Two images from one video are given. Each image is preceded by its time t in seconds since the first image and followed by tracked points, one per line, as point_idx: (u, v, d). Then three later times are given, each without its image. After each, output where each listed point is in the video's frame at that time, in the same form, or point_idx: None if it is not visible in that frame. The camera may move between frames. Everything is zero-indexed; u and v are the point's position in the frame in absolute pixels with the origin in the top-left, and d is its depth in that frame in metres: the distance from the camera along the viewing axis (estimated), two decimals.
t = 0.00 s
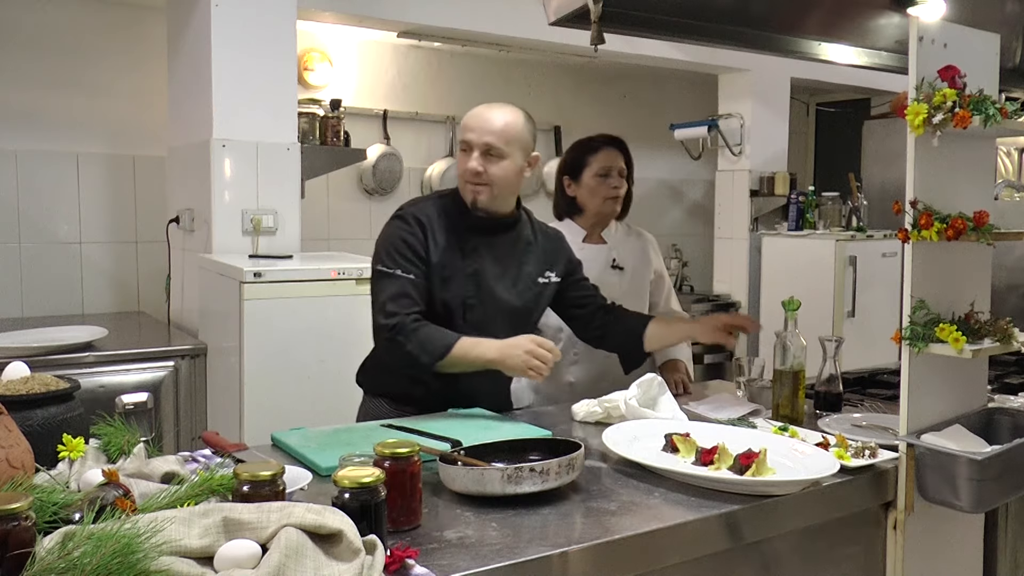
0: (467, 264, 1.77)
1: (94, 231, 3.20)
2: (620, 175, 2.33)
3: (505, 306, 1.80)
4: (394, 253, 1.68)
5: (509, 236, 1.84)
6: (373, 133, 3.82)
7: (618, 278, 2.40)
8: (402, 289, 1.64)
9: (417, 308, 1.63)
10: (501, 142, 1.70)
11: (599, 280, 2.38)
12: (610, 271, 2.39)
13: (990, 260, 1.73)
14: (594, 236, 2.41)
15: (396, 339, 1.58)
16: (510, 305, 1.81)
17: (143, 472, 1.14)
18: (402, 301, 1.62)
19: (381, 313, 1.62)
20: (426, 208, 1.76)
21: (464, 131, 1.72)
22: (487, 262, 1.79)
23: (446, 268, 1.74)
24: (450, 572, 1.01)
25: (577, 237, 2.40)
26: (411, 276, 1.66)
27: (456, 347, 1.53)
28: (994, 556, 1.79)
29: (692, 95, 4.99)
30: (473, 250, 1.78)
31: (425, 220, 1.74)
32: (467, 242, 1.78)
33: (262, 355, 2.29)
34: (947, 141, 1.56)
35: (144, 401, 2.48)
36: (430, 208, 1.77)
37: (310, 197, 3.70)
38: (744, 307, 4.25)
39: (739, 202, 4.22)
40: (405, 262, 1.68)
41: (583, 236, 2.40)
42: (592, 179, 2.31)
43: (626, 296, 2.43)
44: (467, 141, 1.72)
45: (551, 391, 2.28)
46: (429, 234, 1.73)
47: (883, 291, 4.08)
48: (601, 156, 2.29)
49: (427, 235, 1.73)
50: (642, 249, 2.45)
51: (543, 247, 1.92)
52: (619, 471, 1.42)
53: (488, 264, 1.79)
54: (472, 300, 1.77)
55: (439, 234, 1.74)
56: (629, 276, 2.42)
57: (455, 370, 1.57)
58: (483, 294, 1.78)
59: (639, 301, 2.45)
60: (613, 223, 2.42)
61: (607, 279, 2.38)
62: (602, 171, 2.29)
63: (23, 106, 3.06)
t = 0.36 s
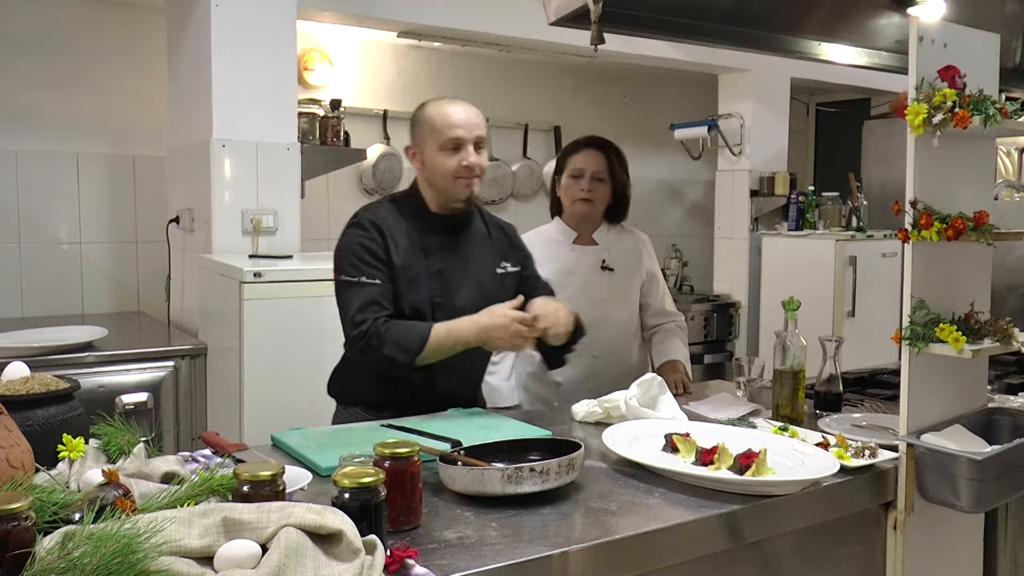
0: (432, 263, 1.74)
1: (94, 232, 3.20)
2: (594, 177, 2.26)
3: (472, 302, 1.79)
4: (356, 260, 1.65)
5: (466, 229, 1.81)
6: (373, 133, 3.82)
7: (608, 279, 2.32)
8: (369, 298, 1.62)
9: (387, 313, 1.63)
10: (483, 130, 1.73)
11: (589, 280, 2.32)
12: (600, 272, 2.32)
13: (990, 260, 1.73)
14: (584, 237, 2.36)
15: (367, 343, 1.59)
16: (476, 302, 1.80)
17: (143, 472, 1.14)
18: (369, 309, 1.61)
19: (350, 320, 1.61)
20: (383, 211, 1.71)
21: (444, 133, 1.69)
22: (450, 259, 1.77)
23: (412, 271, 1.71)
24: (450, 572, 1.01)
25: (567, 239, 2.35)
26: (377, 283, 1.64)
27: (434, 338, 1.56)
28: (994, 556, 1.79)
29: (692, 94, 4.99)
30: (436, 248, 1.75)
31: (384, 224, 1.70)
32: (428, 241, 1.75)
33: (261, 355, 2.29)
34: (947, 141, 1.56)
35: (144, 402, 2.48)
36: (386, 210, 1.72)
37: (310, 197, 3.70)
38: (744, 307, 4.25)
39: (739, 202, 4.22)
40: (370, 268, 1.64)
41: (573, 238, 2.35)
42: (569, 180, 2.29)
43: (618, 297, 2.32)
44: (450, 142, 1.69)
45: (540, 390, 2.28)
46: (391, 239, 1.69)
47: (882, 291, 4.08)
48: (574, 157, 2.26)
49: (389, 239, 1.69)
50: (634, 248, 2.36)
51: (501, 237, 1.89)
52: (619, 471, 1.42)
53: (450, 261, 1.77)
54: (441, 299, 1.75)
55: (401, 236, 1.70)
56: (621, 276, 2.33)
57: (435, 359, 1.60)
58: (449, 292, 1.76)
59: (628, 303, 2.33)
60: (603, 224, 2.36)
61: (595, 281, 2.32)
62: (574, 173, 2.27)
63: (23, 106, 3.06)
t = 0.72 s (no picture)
0: (380, 266, 1.75)
1: (94, 232, 3.20)
2: (588, 180, 2.26)
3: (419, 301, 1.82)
4: (305, 272, 1.63)
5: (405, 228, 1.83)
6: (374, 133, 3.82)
7: (600, 278, 2.29)
8: (327, 309, 1.60)
9: (346, 323, 1.62)
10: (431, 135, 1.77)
11: (581, 281, 2.28)
12: (593, 272, 2.29)
13: (990, 260, 1.73)
14: (579, 237, 2.35)
15: (332, 357, 1.57)
16: (422, 301, 1.83)
17: (143, 472, 1.14)
18: (328, 321, 1.59)
19: (309, 335, 1.58)
20: (324, 219, 1.69)
21: (402, 136, 1.70)
22: (397, 260, 1.78)
23: (362, 276, 1.71)
24: (450, 572, 1.01)
25: (561, 240, 2.34)
26: (332, 293, 1.63)
27: (399, 349, 1.57)
28: (994, 556, 1.79)
29: (692, 95, 4.99)
30: (381, 253, 1.76)
31: (330, 232, 1.68)
32: (374, 243, 1.75)
33: (260, 355, 2.29)
34: (947, 141, 1.56)
35: (144, 402, 2.48)
36: (325, 218, 1.70)
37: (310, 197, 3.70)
38: (744, 307, 4.25)
39: (739, 202, 4.22)
40: (323, 279, 1.63)
41: (567, 239, 2.35)
42: (565, 182, 2.29)
43: (612, 297, 2.30)
44: (407, 145, 1.71)
45: (533, 389, 2.31)
46: (339, 246, 1.68)
47: (882, 291, 4.08)
48: (570, 159, 2.27)
49: (336, 247, 1.68)
50: (630, 247, 2.35)
51: (433, 233, 1.92)
52: (619, 471, 1.42)
53: (397, 262, 1.78)
54: (393, 301, 1.77)
55: (346, 243, 1.70)
56: (613, 275, 2.31)
57: (400, 366, 1.61)
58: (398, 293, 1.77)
59: (622, 302, 2.30)
60: (598, 226, 2.35)
61: (589, 281, 2.28)
62: (570, 175, 2.27)
63: (23, 105, 3.06)
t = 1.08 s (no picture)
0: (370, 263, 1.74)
1: (94, 232, 3.20)
2: (588, 183, 2.27)
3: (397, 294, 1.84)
4: (315, 281, 1.57)
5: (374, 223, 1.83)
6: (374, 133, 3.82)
7: (598, 278, 2.29)
8: (345, 315, 1.56)
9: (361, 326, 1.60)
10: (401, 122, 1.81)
11: (579, 280, 2.28)
12: (591, 272, 2.29)
13: (990, 260, 1.73)
14: (579, 239, 2.35)
15: (362, 364, 1.55)
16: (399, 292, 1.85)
17: (143, 472, 1.14)
18: (349, 327, 1.56)
19: (332, 345, 1.53)
20: (315, 222, 1.63)
21: (397, 127, 1.73)
22: (377, 255, 1.78)
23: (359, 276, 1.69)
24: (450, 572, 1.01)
25: (560, 241, 2.34)
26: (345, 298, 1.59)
27: (411, 345, 1.63)
28: (994, 556, 1.79)
29: (692, 95, 4.99)
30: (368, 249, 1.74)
31: (328, 235, 1.63)
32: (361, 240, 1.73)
33: (260, 354, 2.29)
34: (947, 141, 1.56)
35: (144, 402, 2.48)
36: (315, 221, 1.64)
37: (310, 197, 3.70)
38: (744, 307, 4.25)
39: (739, 202, 4.22)
40: (334, 285, 1.59)
41: (566, 239, 2.34)
42: (565, 186, 2.30)
43: (610, 297, 2.29)
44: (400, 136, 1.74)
45: (532, 389, 2.30)
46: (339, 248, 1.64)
47: (882, 291, 4.08)
48: (569, 162, 2.28)
49: (337, 249, 1.63)
50: (628, 245, 2.35)
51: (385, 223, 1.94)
52: (619, 471, 1.42)
53: (378, 257, 1.78)
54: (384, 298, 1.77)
55: (343, 243, 1.66)
56: (612, 275, 2.31)
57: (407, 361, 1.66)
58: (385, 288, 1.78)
59: (620, 302, 2.30)
60: (598, 227, 2.35)
61: (587, 280, 2.28)
62: (570, 178, 2.28)
63: (23, 105, 3.05)
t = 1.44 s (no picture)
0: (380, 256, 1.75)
1: (93, 232, 3.20)
2: (600, 183, 2.27)
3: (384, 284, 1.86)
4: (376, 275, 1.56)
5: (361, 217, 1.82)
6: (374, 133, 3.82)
7: (609, 279, 2.29)
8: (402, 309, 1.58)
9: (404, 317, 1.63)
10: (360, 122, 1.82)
11: (589, 282, 2.28)
12: (602, 273, 2.29)
13: (990, 260, 1.73)
14: (586, 239, 2.34)
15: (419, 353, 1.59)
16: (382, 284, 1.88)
17: (143, 472, 1.14)
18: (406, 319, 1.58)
19: (396, 338, 1.54)
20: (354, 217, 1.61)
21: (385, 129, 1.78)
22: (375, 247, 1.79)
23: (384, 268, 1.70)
24: (450, 572, 1.01)
25: (569, 241, 2.33)
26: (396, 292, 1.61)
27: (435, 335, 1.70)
28: (994, 556, 1.79)
29: (692, 95, 4.99)
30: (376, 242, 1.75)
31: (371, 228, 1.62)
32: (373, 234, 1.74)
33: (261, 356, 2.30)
34: (947, 141, 1.56)
35: (144, 402, 2.47)
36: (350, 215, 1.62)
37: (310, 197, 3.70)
38: (744, 307, 4.25)
39: (739, 202, 4.22)
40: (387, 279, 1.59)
41: (575, 240, 2.33)
42: (575, 186, 2.29)
43: (619, 299, 2.30)
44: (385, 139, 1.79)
45: (540, 391, 2.29)
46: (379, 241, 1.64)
47: (882, 291, 4.08)
48: (580, 162, 2.27)
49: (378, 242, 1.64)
50: (638, 247, 2.36)
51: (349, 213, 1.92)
52: (619, 471, 1.42)
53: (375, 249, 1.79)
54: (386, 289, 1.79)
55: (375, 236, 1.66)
56: (622, 277, 2.31)
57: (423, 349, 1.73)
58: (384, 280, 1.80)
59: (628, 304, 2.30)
60: (606, 226, 2.36)
61: (597, 281, 2.28)
62: (580, 178, 2.27)
63: (23, 105, 3.05)
